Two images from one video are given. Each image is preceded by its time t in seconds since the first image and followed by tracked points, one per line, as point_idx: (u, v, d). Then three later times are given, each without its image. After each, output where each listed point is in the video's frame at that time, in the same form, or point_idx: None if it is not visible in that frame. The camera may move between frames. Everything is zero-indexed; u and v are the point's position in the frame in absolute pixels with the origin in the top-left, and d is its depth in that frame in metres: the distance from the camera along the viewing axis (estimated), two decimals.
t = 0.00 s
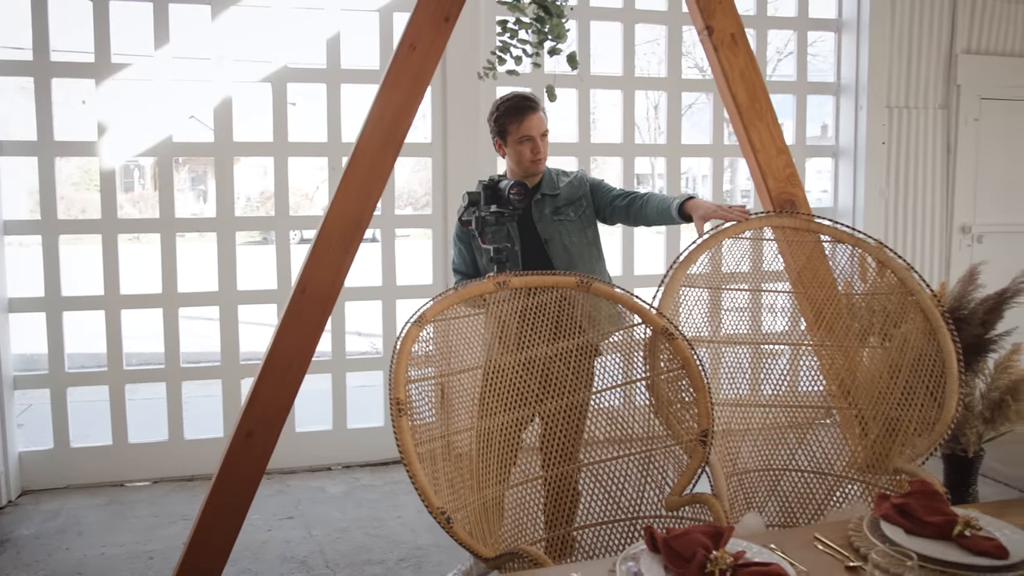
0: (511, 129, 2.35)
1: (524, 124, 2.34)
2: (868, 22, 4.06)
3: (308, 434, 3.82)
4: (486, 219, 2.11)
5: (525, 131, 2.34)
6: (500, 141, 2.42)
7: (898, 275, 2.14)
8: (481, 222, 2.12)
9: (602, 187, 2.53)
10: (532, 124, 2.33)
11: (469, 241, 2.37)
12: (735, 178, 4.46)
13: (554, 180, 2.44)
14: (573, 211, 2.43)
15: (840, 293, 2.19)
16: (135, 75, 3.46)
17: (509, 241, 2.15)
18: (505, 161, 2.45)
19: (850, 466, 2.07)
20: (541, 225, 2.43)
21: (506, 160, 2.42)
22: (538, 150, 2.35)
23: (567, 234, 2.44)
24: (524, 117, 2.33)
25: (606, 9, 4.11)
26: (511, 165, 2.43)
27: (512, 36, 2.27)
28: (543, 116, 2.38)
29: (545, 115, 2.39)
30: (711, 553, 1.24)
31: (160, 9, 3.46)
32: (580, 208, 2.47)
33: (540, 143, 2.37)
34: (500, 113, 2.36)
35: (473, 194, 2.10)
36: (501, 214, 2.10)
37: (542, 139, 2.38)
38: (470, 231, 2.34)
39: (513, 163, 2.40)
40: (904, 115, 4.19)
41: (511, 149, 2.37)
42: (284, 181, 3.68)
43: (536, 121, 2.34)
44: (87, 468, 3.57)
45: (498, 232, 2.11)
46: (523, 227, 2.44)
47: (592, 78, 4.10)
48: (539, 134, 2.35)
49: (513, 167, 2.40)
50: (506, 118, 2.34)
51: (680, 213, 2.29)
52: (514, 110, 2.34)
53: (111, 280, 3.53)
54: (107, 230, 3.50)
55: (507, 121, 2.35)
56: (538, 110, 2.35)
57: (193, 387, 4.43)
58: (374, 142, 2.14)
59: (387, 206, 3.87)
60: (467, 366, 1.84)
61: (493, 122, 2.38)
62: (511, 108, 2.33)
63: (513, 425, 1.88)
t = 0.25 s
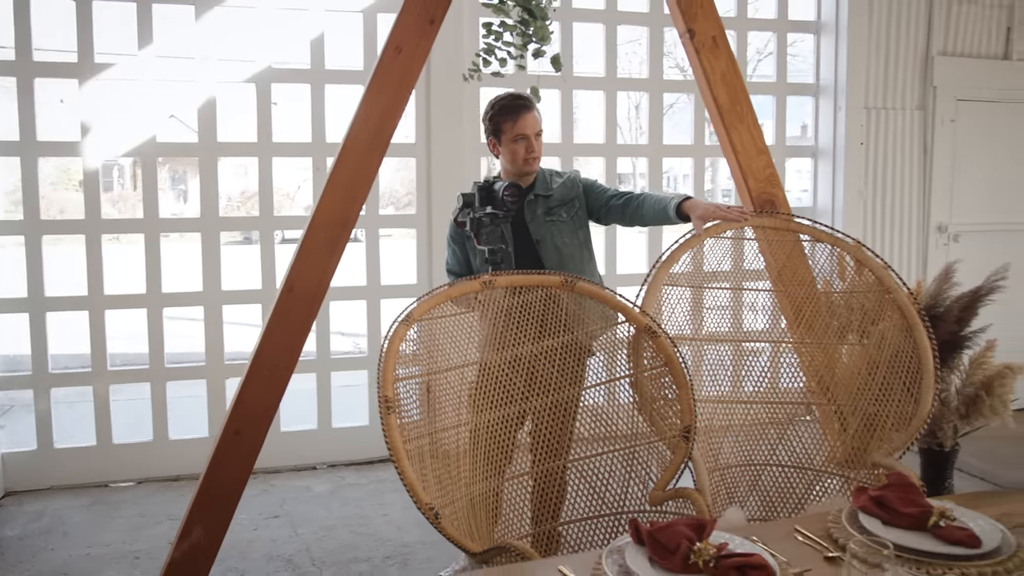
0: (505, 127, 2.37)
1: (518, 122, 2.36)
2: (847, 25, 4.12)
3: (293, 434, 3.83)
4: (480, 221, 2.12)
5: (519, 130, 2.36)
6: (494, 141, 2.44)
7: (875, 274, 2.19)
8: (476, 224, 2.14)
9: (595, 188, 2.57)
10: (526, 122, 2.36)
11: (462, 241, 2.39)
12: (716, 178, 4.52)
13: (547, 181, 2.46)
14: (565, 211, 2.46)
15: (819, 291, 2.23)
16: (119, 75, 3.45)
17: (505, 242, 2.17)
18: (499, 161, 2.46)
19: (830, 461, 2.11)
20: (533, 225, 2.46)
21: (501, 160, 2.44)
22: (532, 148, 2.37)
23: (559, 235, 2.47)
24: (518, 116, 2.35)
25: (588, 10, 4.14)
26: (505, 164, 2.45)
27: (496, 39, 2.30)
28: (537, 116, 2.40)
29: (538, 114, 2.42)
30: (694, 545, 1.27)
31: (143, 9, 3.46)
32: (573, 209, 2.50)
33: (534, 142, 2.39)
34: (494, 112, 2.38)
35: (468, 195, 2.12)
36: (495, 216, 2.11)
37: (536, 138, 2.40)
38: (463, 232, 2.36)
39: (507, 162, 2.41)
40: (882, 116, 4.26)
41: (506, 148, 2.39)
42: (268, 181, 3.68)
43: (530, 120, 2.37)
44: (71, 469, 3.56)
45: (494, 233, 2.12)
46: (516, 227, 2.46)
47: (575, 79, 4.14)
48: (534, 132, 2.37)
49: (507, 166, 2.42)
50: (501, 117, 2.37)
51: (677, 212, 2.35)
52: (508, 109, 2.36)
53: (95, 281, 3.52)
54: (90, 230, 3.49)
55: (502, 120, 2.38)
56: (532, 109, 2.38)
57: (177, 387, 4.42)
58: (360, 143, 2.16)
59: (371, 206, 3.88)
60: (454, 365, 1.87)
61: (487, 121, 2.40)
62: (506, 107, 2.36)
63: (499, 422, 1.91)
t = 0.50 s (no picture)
0: (476, 126, 2.43)
1: (490, 122, 2.42)
2: (795, 29, 4.25)
3: (253, 434, 3.82)
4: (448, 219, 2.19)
5: (489, 129, 2.42)
6: (464, 139, 2.49)
7: (823, 270, 2.28)
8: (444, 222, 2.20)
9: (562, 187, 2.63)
10: (496, 122, 2.41)
11: (429, 238, 2.43)
12: (669, 176, 4.62)
13: (514, 180, 2.52)
14: (531, 211, 2.51)
15: (770, 287, 2.31)
16: (73, 74, 3.41)
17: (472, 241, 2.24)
18: (467, 159, 2.51)
19: (781, 450, 2.19)
20: (500, 224, 2.50)
21: (469, 158, 2.48)
22: (501, 148, 2.43)
23: (525, 234, 2.52)
24: (490, 115, 2.41)
25: (544, 12, 4.20)
26: (473, 163, 2.50)
27: (456, 42, 2.34)
28: (508, 118, 2.47)
29: (509, 117, 2.48)
30: (653, 530, 1.33)
31: (98, 8, 3.42)
32: (539, 209, 2.55)
33: (503, 143, 2.45)
34: (466, 110, 2.43)
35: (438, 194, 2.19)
36: (464, 215, 2.19)
37: (506, 139, 2.46)
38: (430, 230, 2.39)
39: (474, 160, 2.46)
40: (829, 117, 4.39)
41: (475, 146, 2.44)
42: (226, 181, 3.68)
43: (501, 121, 2.43)
44: (26, 472, 3.53)
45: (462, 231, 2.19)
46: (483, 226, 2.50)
47: (531, 80, 4.20)
48: (504, 132, 2.43)
49: (475, 164, 2.47)
50: (473, 116, 2.42)
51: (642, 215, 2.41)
52: (481, 108, 2.42)
53: (49, 281, 3.47)
54: (45, 231, 3.45)
55: (472, 117, 2.43)
56: (504, 110, 2.44)
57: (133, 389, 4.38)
58: (323, 143, 2.18)
59: (330, 206, 3.89)
60: (417, 362, 1.91)
61: (458, 119, 2.46)
62: (479, 106, 2.42)
63: (461, 417, 1.95)
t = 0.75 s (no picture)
0: (469, 124, 2.45)
1: (483, 121, 2.44)
2: (783, 29, 4.27)
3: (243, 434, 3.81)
4: (441, 218, 2.21)
5: (482, 127, 2.44)
6: (458, 137, 2.51)
7: (813, 268, 2.29)
8: (437, 221, 2.22)
9: (553, 186, 2.64)
10: (490, 121, 2.44)
11: (422, 236, 2.42)
12: (658, 175, 4.63)
13: (507, 179, 2.52)
14: (523, 210, 2.51)
15: (759, 285, 2.33)
16: (62, 73, 3.38)
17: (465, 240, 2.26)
18: (461, 157, 2.53)
19: (771, 447, 2.20)
20: (492, 223, 2.50)
21: (462, 156, 2.50)
22: (494, 146, 2.44)
23: (517, 233, 2.52)
24: (482, 114, 2.43)
25: (534, 11, 4.21)
26: (466, 161, 2.52)
27: (447, 41, 2.34)
28: (502, 116, 2.49)
29: (503, 115, 2.50)
30: (646, 526, 1.34)
31: (86, 7, 3.41)
32: (531, 208, 2.56)
33: (497, 141, 2.46)
34: (460, 108, 2.46)
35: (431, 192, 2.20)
36: (457, 214, 2.20)
37: (499, 137, 2.48)
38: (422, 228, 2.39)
39: (467, 158, 2.48)
40: (816, 116, 4.42)
41: (468, 144, 2.46)
42: (216, 180, 3.67)
43: (495, 119, 2.45)
44: (15, 473, 3.52)
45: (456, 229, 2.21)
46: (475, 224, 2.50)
47: (521, 79, 4.20)
48: (497, 131, 2.44)
49: (468, 162, 2.49)
50: (466, 114, 2.44)
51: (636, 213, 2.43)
52: (474, 106, 2.44)
53: (39, 282, 3.46)
54: (34, 231, 3.44)
55: (466, 116, 2.45)
56: (497, 109, 2.46)
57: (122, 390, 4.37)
58: (314, 142, 2.18)
59: (320, 205, 3.89)
60: (410, 360, 1.91)
61: (453, 117, 2.48)
62: (472, 104, 2.44)
63: (454, 415, 1.95)
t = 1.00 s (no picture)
0: (438, 122, 2.43)
1: (451, 119, 2.43)
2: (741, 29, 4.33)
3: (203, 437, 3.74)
4: (408, 216, 2.19)
5: (452, 126, 2.43)
6: (426, 135, 2.50)
7: (777, 264, 2.34)
8: (404, 219, 2.20)
9: (521, 186, 2.65)
10: (459, 119, 2.42)
11: (391, 235, 2.41)
12: (618, 174, 4.66)
13: (476, 178, 2.52)
14: (493, 208, 2.51)
15: (725, 282, 2.36)
16: (8, 67, 3.25)
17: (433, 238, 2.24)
18: (430, 155, 2.52)
19: (739, 442, 2.23)
20: (461, 222, 2.49)
21: (431, 154, 2.49)
22: (463, 144, 2.43)
23: (487, 232, 2.51)
24: (452, 112, 2.42)
25: (494, 10, 4.20)
26: (435, 159, 2.51)
27: (414, 39, 2.33)
28: (471, 113, 2.47)
29: (471, 113, 2.48)
30: (627, 523, 1.35)
31: None
32: (500, 207, 2.56)
33: (466, 140, 2.45)
34: (428, 107, 2.44)
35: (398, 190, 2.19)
36: (424, 212, 2.19)
37: (468, 135, 2.47)
38: (391, 227, 2.38)
39: (436, 156, 2.47)
40: (773, 115, 4.49)
41: (437, 142, 2.45)
42: (173, 179, 3.60)
43: (464, 118, 2.44)
44: None
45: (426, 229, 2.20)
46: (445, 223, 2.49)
47: (483, 77, 4.19)
48: (466, 130, 2.43)
49: (437, 160, 2.48)
50: (435, 112, 2.43)
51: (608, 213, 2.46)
52: (443, 105, 2.43)
53: None
54: None
55: (435, 114, 2.43)
56: (466, 107, 2.45)
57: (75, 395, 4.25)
58: (280, 139, 2.15)
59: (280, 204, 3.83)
60: (381, 360, 1.88)
61: (421, 115, 2.46)
62: (440, 102, 2.42)
63: (427, 415, 1.94)
